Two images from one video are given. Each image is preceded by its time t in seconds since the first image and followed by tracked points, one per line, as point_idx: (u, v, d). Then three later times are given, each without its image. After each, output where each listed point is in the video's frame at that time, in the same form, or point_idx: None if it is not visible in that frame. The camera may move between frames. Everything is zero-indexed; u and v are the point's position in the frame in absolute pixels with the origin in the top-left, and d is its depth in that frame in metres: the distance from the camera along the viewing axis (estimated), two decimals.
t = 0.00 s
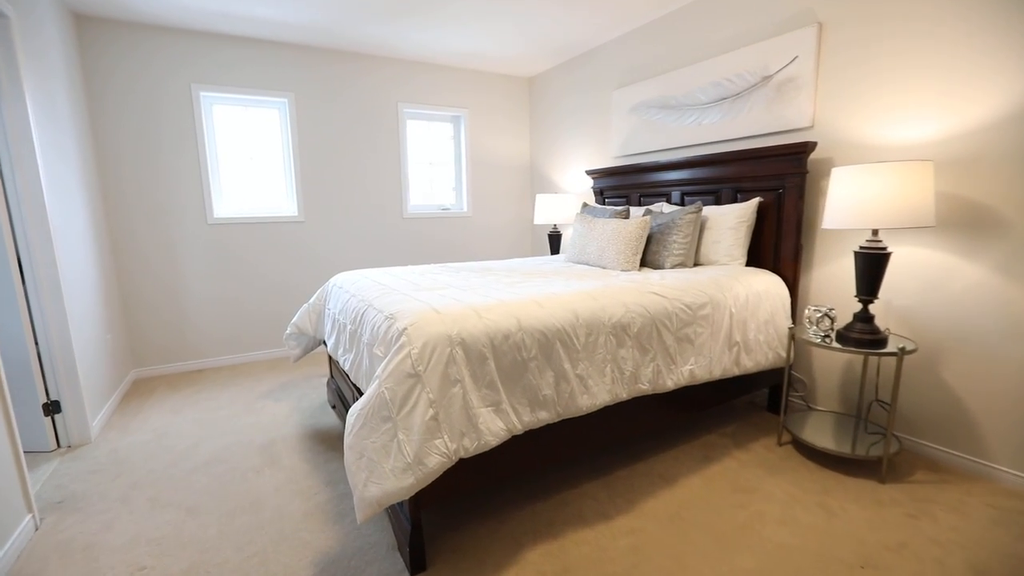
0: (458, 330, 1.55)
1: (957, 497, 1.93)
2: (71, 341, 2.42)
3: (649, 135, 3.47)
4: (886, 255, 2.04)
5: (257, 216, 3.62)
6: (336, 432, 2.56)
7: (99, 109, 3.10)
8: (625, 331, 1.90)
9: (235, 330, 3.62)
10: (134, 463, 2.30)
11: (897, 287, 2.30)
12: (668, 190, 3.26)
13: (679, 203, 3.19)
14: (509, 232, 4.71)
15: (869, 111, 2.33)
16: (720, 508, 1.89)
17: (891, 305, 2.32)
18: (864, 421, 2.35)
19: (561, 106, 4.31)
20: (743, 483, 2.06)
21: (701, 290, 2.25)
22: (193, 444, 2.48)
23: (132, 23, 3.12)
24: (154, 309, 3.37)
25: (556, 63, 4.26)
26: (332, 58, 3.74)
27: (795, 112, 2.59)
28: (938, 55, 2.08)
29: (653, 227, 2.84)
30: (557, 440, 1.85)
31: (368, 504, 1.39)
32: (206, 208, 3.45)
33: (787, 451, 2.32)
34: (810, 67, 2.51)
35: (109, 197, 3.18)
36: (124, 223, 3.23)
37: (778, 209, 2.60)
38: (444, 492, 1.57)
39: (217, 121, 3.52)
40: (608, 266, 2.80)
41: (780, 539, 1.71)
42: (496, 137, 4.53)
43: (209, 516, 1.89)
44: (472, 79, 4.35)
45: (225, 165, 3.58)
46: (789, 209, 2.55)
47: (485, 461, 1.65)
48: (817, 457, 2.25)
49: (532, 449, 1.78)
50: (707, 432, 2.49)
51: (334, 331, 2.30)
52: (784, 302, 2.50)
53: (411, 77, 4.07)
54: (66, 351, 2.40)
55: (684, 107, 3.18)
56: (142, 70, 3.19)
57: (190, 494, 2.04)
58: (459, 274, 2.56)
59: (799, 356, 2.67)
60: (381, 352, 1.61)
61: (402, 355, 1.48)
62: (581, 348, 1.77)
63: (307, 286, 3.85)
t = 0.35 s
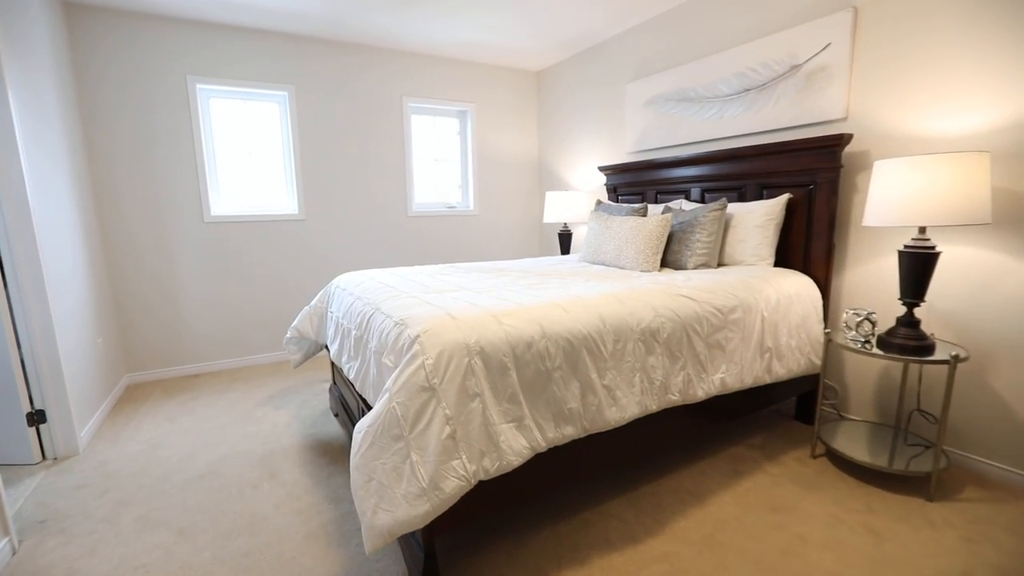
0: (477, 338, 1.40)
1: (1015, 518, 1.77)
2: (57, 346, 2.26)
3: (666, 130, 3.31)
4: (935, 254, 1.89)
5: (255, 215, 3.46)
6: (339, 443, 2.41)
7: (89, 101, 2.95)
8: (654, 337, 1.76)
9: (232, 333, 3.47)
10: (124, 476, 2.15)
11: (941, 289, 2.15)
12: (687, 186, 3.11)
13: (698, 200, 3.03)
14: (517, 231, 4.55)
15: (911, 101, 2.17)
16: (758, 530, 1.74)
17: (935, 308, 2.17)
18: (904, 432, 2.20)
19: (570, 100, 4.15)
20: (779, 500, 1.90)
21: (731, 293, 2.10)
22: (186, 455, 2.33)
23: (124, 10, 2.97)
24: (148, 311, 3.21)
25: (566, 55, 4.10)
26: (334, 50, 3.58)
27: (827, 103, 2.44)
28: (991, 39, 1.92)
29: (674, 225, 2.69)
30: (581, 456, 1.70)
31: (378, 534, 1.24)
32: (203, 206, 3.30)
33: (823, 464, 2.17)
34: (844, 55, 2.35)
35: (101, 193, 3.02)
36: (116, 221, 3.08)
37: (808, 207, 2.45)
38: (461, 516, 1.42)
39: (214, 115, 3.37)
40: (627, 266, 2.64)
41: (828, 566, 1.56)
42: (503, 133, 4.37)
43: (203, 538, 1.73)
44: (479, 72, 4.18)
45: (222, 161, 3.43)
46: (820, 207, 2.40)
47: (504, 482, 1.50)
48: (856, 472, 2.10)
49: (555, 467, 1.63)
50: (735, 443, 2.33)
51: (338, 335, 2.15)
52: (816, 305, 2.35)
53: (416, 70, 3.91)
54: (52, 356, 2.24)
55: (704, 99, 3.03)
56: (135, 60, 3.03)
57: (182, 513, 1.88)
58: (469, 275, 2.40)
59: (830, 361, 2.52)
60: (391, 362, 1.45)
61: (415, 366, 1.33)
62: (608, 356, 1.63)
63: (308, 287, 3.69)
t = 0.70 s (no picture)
0: (506, 350, 1.23)
1: None
2: (45, 352, 2.09)
3: (692, 123, 3.12)
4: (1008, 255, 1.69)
5: (258, 213, 3.30)
6: (346, 457, 2.24)
7: (83, 91, 2.79)
8: (698, 346, 1.58)
9: (234, 336, 3.31)
10: (115, 492, 1.98)
11: (1007, 292, 1.95)
12: (715, 182, 2.91)
13: (728, 197, 2.84)
14: (529, 230, 4.37)
15: (972, 85, 1.97)
16: (816, 562, 1.55)
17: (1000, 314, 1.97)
18: (966, 450, 2.00)
19: (586, 93, 3.96)
20: (835, 527, 1.71)
21: (777, 296, 1.91)
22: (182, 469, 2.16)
23: None
24: (145, 313, 3.05)
25: (582, 47, 3.91)
26: (339, 39, 3.41)
27: (875, 91, 2.24)
28: None
29: (706, 223, 2.50)
30: (618, 480, 1.52)
31: None
32: (202, 203, 3.13)
33: (875, 484, 1.98)
34: (895, 37, 2.15)
35: (95, 189, 2.87)
36: (112, 218, 2.92)
37: (853, 203, 2.25)
38: (488, 552, 1.25)
39: (214, 107, 3.20)
40: (655, 267, 2.46)
41: None
42: (515, 128, 4.18)
43: (197, 567, 1.56)
44: (491, 64, 4.00)
45: (223, 156, 3.26)
46: (866, 208, 2.20)
47: (535, 512, 1.33)
48: (914, 493, 1.91)
49: (591, 493, 1.45)
50: (776, 459, 2.14)
51: (345, 341, 1.97)
52: (865, 310, 2.16)
53: (425, 61, 3.73)
54: (39, 364, 2.07)
55: (735, 89, 2.84)
56: (131, 48, 2.87)
57: (175, 536, 1.72)
58: (486, 276, 2.23)
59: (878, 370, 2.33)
60: (406, 376, 1.27)
61: (435, 383, 1.16)
62: (649, 369, 1.45)
63: (313, 288, 3.52)
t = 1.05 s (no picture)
0: (562, 370, 1.06)
1: None
2: (62, 357, 1.97)
3: (739, 115, 2.89)
4: None
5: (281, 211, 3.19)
6: (372, 472, 2.09)
7: (106, 85, 2.71)
8: (772, 364, 1.38)
9: (256, 338, 3.21)
10: (131, 503, 1.87)
11: None
12: (767, 179, 2.68)
13: (782, 195, 2.60)
14: (558, 231, 4.19)
15: None
16: None
17: None
18: None
19: (620, 87, 3.75)
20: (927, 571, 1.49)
21: (854, 305, 1.70)
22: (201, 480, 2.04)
23: None
24: (167, 313, 2.97)
25: (616, 38, 3.71)
26: (364, 32, 3.28)
27: (959, 76, 2.00)
28: None
29: (761, 223, 2.29)
30: (683, 517, 1.33)
31: None
32: (225, 202, 3.04)
33: (965, 519, 1.74)
34: (984, 14, 1.91)
35: (118, 186, 2.79)
36: (134, 215, 2.84)
37: (934, 200, 2.02)
38: None
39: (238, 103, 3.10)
40: (705, 271, 2.26)
41: None
42: (545, 124, 4.01)
43: None
44: (520, 57, 3.83)
45: (246, 153, 3.16)
46: (951, 201, 1.96)
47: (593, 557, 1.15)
48: (1014, 532, 1.67)
49: (653, 532, 1.27)
50: (846, 487, 1.92)
51: (371, 349, 1.83)
52: (949, 321, 1.92)
53: (452, 54, 3.58)
54: (54, 370, 1.95)
55: (789, 79, 2.61)
56: (153, 41, 2.78)
57: (191, 558, 1.59)
58: (523, 280, 2.06)
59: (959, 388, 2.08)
60: (445, 398, 1.11)
61: (482, 409, 0.99)
62: (720, 390, 1.26)
63: (336, 289, 3.40)
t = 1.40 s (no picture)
0: (660, 395, 0.87)
1: None
2: (107, 355, 1.91)
3: (817, 101, 2.59)
4: None
5: (325, 207, 3.10)
6: (417, 485, 1.96)
7: (156, 79, 2.69)
8: (900, 388, 1.15)
9: (299, 337, 3.15)
10: (172, 508, 1.80)
11: None
12: (856, 171, 2.38)
13: (875, 189, 2.30)
14: (608, 229, 3.97)
15: None
16: None
17: None
18: None
19: (681, 74, 3.48)
20: None
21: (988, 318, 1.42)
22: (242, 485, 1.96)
23: None
24: (212, 309, 2.94)
25: (677, 22, 3.44)
26: (412, 21, 3.15)
27: None
28: None
29: (854, 221, 2.01)
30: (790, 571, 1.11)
31: None
32: (271, 197, 2.98)
33: None
34: None
35: (167, 181, 2.78)
36: (182, 211, 2.82)
37: None
38: None
39: (284, 97, 3.04)
40: (788, 274, 2.00)
41: None
42: (597, 116, 3.79)
43: None
44: (572, 45, 3.62)
45: (291, 148, 3.09)
46: None
47: None
48: None
49: None
50: (964, 530, 1.64)
51: (420, 356, 1.67)
52: None
53: (502, 43, 3.41)
54: (99, 368, 1.89)
55: (883, 58, 2.30)
56: (202, 35, 2.74)
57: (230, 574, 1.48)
58: (584, 282, 1.87)
59: None
60: (514, 422, 0.95)
61: (565, 442, 0.82)
62: (842, 421, 1.04)
63: (379, 288, 3.30)
